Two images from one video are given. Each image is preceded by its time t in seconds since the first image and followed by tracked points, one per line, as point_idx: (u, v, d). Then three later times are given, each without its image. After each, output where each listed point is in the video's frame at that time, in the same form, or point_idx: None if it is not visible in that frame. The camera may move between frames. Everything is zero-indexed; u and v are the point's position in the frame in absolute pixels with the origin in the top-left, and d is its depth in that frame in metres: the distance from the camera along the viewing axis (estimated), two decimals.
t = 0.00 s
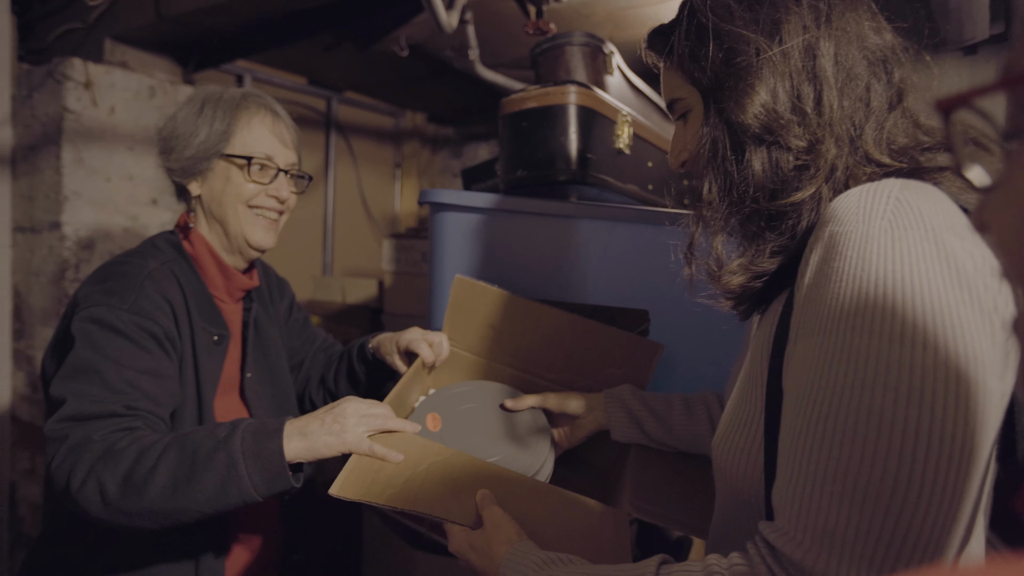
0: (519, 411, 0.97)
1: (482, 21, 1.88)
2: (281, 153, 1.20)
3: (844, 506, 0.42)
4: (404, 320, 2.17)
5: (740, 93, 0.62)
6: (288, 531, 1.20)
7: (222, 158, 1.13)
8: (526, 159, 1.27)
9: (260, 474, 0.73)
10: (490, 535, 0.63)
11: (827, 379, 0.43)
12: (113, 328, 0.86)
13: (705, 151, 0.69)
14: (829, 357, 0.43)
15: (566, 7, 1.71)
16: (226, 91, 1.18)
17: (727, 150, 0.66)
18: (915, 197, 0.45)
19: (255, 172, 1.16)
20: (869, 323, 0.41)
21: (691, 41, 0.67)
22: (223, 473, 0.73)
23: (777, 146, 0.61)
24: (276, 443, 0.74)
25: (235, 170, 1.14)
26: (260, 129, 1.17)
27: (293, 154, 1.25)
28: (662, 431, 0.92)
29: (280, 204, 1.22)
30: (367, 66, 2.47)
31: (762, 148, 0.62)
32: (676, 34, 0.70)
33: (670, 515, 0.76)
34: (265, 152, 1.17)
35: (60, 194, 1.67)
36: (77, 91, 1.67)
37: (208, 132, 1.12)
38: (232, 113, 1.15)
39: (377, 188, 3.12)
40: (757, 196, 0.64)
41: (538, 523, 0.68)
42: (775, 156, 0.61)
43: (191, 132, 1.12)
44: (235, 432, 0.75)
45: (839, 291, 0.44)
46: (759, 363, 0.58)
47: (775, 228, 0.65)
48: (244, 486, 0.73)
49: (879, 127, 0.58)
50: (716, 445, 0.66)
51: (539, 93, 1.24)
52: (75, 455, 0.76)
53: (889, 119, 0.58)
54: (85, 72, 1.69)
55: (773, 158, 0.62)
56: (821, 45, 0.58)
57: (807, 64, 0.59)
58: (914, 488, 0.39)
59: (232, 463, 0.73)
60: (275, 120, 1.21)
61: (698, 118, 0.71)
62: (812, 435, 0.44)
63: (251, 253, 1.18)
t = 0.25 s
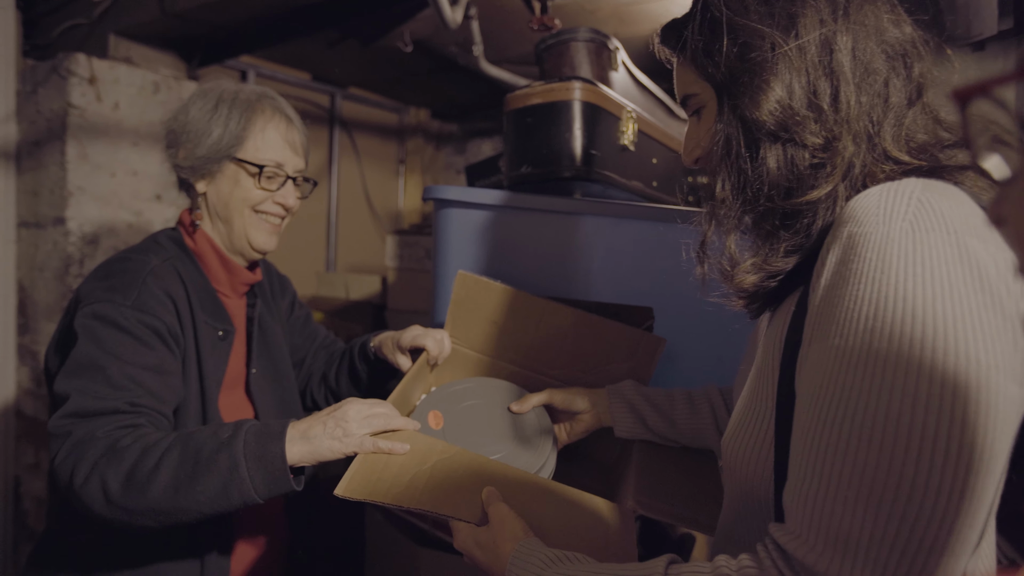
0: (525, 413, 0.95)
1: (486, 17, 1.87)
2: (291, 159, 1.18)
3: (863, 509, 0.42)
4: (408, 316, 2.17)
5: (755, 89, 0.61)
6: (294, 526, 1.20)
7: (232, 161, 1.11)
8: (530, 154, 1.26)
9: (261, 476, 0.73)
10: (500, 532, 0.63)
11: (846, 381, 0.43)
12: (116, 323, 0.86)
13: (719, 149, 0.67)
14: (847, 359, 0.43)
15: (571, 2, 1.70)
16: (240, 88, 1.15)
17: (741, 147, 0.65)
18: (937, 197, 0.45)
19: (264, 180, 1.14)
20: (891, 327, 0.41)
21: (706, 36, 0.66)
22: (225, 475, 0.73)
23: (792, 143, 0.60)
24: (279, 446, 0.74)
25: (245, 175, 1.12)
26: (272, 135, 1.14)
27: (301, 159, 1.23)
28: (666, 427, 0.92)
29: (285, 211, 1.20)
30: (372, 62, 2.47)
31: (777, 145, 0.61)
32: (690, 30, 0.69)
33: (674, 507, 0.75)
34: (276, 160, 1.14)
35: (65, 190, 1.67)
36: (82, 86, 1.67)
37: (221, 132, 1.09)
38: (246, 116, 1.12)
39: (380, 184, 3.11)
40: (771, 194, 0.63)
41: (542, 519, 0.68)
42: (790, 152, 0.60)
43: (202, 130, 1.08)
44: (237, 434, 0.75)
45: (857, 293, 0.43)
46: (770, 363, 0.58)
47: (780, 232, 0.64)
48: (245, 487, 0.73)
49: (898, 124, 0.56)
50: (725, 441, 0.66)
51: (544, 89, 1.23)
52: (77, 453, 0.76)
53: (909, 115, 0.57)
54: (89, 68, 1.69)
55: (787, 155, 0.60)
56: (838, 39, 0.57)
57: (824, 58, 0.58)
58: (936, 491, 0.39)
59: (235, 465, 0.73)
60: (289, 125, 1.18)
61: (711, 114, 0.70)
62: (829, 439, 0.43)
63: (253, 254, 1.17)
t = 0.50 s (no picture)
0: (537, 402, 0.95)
1: (489, 12, 1.87)
2: (296, 158, 1.16)
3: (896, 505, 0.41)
4: (411, 312, 2.17)
5: (781, 79, 0.58)
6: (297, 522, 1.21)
7: (237, 160, 1.09)
8: (533, 150, 1.26)
9: (263, 474, 0.73)
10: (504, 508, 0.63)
11: (877, 376, 0.41)
12: (115, 319, 0.86)
13: (740, 142, 0.64)
14: (878, 354, 0.41)
15: None
16: (247, 85, 1.13)
17: (762, 140, 0.62)
18: (964, 193, 0.44)
19: (268, 180, 1.12)
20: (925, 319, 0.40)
21: (731, 25, 0.63)
22: (228, 473, 0.73)
23: (819, 137, 0.57)
24: (280, 445, 0.74)
25: (250, 175, 1.10)
26: (278, 134, 1.13)
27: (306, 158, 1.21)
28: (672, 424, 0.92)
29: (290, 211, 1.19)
30: (375, 57, 2.46)
31: (801, 138, 0.58)
32: (713, 19, 0.66)
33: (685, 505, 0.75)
34: (281, 160, 1.13)
35: (67, 185, 1.67)
36: (84, 81, 1.67)
37: (227, 130, 1.08)
38: (252, 114, 1.10)
39: (383, 180, 3.11)
40: (793, 185, 0.60)
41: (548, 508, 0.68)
42: (815, 146, 0.58)
43: (208, 127, 1.07)
44: (240, 432, 0.75)
45: (888, 285, 0.42)
46: (784, 362, 0.58)
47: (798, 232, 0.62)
48: (248, 485, 0.73)
49: (923, 120, 0.55)
50: (737, 435, 0.66)
51: (547, 85, 1.23)
52: (80, 450, 0.76)
53: (934, 111, 0.55)
54: (91, 63, 1.69)
55: (812, 148, 0.58)
56: (868, 31, 0.54)
57: (852, 50, 0.55)
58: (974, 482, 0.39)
59: (237, 465, 0.73)
60: (295, 124, 1.17)
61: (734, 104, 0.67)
62: (859, 436, 0.42)
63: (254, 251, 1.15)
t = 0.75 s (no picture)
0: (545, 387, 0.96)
1: (486, 13, 1.87)
2: (298, 162, 1.10)
3: (917, 507, 0.41)
4: (407, 313, 2.16)
5: (816, 77, 0.55)
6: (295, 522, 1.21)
7: (239, 162, 1.04)
8: (529, 152, 1.26)
9: (265, 476, 0.73)
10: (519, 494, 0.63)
11: (907, 375, 0.42)
12: (115, 321, 0.85)
13: (775, 137, 0.61)
14: (909, 353, 0.42)
15: None
16: (248, 84, 1.07)
17: (798, 141, 0.59)
18: (1000, 201, 0.45)
19: (269, 183, 1.06)
20: (958, 320, 0.40)
21: (772, 21, 0.60)
22: (231, 475, 0.73)
23: (857, 139, 0.54)
24: (284, 449, 0.74)
25: (251, 178, 1.05)
26: (280, 136, 1.07)
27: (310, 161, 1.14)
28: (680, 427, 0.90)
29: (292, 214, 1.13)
30: (373, 58, 2.46)
31: (837, 137, 0.55)
32: (753, 13, 0.63)
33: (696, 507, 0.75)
34: (282, 162, 1.06)
35: (62, 185, 1.67)
36: (80, 81, 1.67)
37: (228, 132, 1.02)
38: (254, 116, 1.04)
39: (380, 180, 3.11)
40: (824, 186, 0.57)
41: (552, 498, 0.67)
42: (850, 146, 0.55)
43: (209, 129, 1.02)
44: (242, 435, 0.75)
45: (920, 285, 0.42)
46: (805, 363, 0.58)
47: (827, 232, 0.58)
48: (250, 488, 0.73)
49: (958, 127, 0.51)
50: (752, 435, 0.66)
51: (544, 87, 1.23)
52: (79, 453, 0.76)
53: (968, 118, 0.51)
54: (88, 63, 1.69)
55: (847, 148, 0.55)
56: (909, 35, 0.52)
57: (891, 52, 0.52)
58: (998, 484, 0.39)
59: (240, 466, 0.73)
60: (299, 126, 1.10)
61: (765, 100, 0.64)
62: (883, 436, 0.42)
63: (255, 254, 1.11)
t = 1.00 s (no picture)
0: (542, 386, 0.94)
1: (477, 20, 1.89)
2: (298, 167, 1.09)
3: (915, 499, 0.44)
4: (398, 317, 2.16)
5: (838, 81, 0.57)
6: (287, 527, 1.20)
7: (238, 169, 1.03)
8: (519, 157, 1.26)
9: (265, 479, 0.73)
10: (475, 497, 0.63)
11: (916, 377, 0.45)
12: (113, 328, 0.84)
13: (795, 143, 0.62)
14: (921, 357, 0.45)
15: (563, 7, 1.72)
16: (250, 90, 1.07)
17: (818, 145, 0.60)
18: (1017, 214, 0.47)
19: (269, 190, 1.06)
20: (969, 329, 0.43)
21: (796, 27, 0.61)
22: (231, 479, 0.73)
23: (875, 146, 0.55)
24: (283, 451, 0.74)
25: (251, 186, 1.04)
26: (280, 143, 1.06)
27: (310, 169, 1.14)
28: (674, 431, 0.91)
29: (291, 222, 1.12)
30: (365, 63, 2.47)
31: (856, 144, 0.57)
32: (776, 17, 0.63)
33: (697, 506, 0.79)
34: (282, 169, 1.06)
35: (51, 188, 1.66)
36: (69, 84, 1.67)
37: (228, 138, 1.02)
38: (255, 122, 1.04)
39: (371, 184, 3.11)
40: (841, 192, 0.58)
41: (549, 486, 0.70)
42: (870, 154, 0.56)
43: (209, 135, 1.01)
44: (240, 441, 0.75)
45: (934, 294, 0.45)
46: (820, 365, 0.59)
47: (849, 238, 0.59)
48: (250, 492, 0.73)
49: (975, 142, 0.53)
50: (763, 442, 0.67)
51: (534, 94, 1.24)
52: (76, 461, 0.75)
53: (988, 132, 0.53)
54: (77, 66, 1.69)
55: (866, 156, 0.56)
56: (931, 49, 0.53)
57: (913, 64, 0.53)
58: (992, 483, 0.43)
59: (239, 472, 0.73)
60: (298, 132, 1.10)
61: (784, 106, 0.66)
62: (889, 433, 0.45)
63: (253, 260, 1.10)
